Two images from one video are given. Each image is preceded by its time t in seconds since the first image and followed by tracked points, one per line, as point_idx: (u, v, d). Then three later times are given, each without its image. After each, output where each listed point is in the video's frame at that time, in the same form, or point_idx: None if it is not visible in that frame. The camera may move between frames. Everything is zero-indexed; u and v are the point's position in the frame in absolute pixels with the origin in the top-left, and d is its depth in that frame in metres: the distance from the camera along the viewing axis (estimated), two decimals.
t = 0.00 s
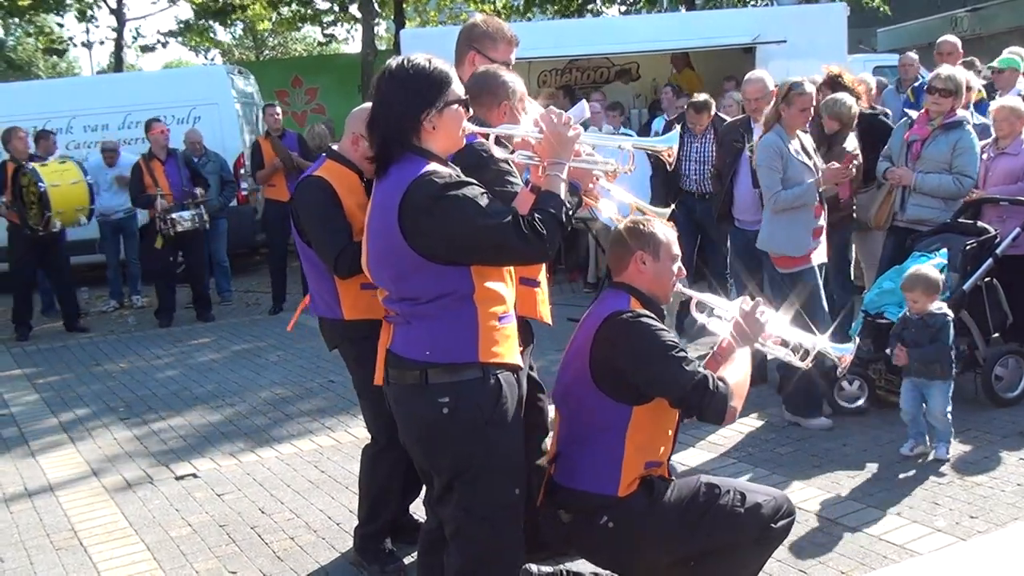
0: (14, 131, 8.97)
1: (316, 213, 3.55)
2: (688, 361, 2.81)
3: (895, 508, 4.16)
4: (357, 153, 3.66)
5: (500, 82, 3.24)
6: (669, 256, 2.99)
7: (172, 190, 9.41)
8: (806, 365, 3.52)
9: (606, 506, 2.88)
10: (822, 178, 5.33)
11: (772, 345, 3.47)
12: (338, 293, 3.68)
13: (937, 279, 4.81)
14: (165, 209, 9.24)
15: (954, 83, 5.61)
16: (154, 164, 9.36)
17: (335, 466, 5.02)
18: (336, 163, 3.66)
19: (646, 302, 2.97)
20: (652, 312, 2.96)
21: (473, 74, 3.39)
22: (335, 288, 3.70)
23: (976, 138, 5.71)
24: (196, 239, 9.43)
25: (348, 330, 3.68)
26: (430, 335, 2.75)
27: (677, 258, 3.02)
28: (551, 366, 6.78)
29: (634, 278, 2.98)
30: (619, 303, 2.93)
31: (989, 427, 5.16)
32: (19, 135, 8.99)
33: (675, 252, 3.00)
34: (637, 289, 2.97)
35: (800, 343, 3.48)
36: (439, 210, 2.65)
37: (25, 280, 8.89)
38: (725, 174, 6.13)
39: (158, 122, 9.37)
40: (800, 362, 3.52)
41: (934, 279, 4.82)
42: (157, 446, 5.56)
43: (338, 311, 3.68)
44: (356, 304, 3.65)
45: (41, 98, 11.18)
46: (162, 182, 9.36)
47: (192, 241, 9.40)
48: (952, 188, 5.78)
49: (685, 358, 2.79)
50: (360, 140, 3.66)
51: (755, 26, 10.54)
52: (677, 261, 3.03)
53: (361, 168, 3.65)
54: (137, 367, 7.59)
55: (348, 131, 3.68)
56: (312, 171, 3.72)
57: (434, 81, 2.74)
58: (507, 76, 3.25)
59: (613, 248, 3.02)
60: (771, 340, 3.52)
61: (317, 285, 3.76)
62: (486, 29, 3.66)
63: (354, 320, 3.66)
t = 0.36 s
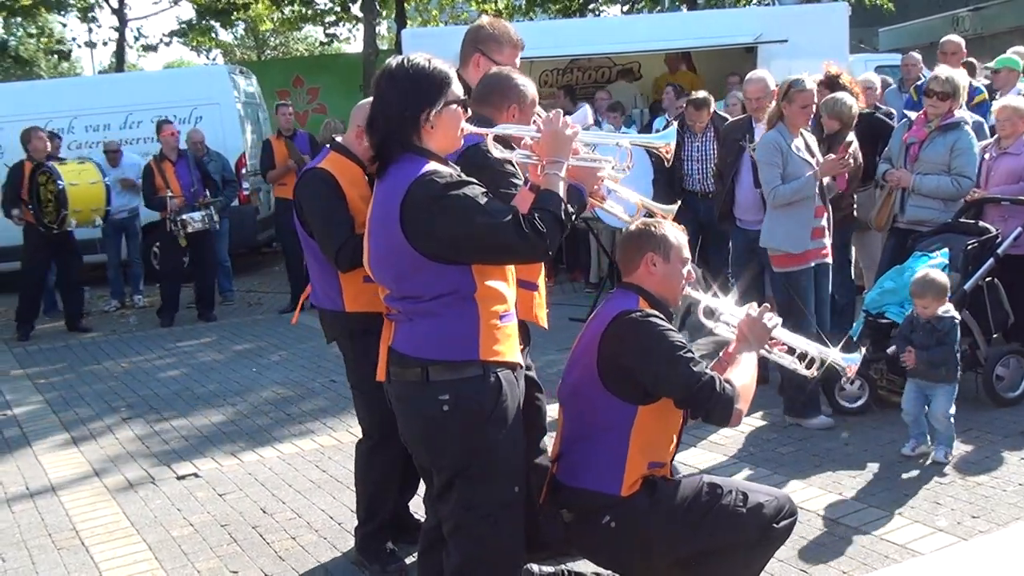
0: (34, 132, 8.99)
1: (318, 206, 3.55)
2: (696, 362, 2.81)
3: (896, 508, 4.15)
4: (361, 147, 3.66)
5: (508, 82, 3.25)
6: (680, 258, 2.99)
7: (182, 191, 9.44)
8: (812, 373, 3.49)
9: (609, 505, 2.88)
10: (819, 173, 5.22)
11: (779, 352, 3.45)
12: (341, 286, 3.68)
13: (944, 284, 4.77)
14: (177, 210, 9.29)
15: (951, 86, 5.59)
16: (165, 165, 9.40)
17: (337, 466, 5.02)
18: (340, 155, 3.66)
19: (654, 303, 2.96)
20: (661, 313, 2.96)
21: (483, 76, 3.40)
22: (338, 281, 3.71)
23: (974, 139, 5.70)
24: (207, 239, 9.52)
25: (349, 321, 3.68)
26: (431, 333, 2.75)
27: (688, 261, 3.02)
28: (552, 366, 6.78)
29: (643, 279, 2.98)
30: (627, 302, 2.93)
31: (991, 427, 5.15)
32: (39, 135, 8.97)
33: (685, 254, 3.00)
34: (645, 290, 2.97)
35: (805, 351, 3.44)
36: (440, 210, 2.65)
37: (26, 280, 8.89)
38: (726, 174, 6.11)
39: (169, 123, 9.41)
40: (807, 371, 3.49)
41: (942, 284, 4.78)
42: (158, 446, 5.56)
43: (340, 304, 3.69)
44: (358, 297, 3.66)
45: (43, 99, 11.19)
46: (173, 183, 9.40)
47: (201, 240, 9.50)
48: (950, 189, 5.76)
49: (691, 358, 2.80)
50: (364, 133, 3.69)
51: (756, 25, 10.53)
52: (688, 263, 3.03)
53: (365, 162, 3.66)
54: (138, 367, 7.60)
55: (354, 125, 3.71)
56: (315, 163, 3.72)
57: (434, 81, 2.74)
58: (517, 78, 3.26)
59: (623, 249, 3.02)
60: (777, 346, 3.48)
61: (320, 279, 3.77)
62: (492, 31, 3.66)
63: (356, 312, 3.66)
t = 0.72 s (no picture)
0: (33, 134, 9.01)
1: (315, 207, 3.55)
2: (698, 365, 2.81)
3: (897, 507, 4.15)
4: (359, 145, 3.65)
5: (510, 82, 3.25)
6: (687, 259, 2.99)
7: (179, 190, 9.43)
8: (815, 378, 3.46)
9: (610, 503, 2.88)
10: (821, 166, 5.17)
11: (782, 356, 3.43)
12: (335, 286, 3.69)
13: (945, 283, 4.80)
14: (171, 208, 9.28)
15: (948, 84, 5.60)
16: (163, 163, 9.41)
17: (337, 466, 5.02)
18: (338, 156, 3.66)
19: (660, 304, 2.96)
20: (666, 314, 2.96)
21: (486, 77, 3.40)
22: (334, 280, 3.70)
23: (973, 136, 5.70)
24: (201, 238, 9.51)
25: (345, 321, 3.67)
26: (429, 329, 2.75)
27: (695, 263, 3.02)
28: (552, 365, 6.77)
29: (650, 279, 2.98)
30: (632, 303, 2.92)
31: (992, 426, 5.15)
32: (37, 137, 8.98)
33: (692, 255, 3.00)
34: (651, 291, 2.97)
35: (808, 357, 3.42)
36: (438, 208, 2.65)
37: (27, 279, 8.89)
38: (726, 174, 6.13)
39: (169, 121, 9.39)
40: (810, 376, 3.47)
41: (944, 283, 4.81)
42: (159, 446, 5.56)
43: (335, 303, 3.68)
44: (354, 297, 3.66)
45: (45, 99, 11.20)
46: (170, 182, 9.39)
47: (197, 239, 9.47)
48: (949, 187, 5.76)
49: (693, 359, 2.80)
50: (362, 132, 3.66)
51: (756, 24, 10.53)
52: (694, 265, 3.03)
53: (362, 161, 3.66)
54: (139, 366, 7.59)
55: (350, 122, 3.67)
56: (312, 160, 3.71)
57: (432, 80, 2.75)
58: (521, 79, 3.26)
59: (631, 250, 3.01)
60: (782, 353, 3.46)
61: (316, 276, 3.77)
62: (493, 30, 3.65)
63: (351, 311, 3.66)
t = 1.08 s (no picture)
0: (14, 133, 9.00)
1: (304, 206, 3.48)
2: (702, 366, 2.80)
3: (898, 507, 4.15)
4: (330, 138, 3.67)
5: (508, 83, 3.26)
6: (692, 260, 2.98)
7: (168, 191, 9.44)
8: (819, 377, 3.46)
9: (611, 503, 2.88)
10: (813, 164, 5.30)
11: (786, 357, 3.44)
12: (320, 286, 3.63)
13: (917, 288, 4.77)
14: (155, 211, 9.27)
15: (948, 83, 5.62)
16: (154, 163, 9.42)
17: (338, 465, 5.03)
18: (312, 155, 3.63)
19: (664, 304, 2.96)
20: (670, 314, 2.96)
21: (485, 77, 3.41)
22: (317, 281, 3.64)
23: (974, 136, 5.69)
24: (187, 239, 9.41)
25: (329, 326, 3.60)
26: (422, 327, 2.75)
27: (700, 263, 3.01)
28: (553, 365, 6.77)
29: (656, 280, 2.97)
30: (637, 302, 2.92)
31: (993, 426, 5.14)
32: (20, 136, 9.02)
33: (696, 256, 3.00)
34: (657, 291, 2.97)
35: (812, 357, 3.43)
36: (431, 206, 2.65)
37: (27, 279, 8.89)
38: (727, 174, 6.11)
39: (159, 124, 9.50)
40: (814, 376, 3.47)
41: (921, 289, 4.78)
42: (159, 445, 5.57)
43: (320, 305, 3.62)
44: (340, 297, 3.61)
45: (45, 100, 11.20)
46: (159, 184, 9.40)
47: (184, 243, 9.39)
48: (952, 187, 5.75)
49: (693, 359, 2.80)
50: (334, 125, 3.68)
51: (757, 24, 10.53)
52: (700, 265, 3.02)
53: (336, 155, 3.69)
54: (139, 367, 7.60)
55: (318, 117, 3.70)
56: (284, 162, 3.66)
57: (429, 79, 2.75)
58: (517, 79, 3.27)
59: (635, 250, 3.01)
60: (786, 353, 3.47)
61: (299, 280, 3.66)
62: (486, 25, 3.65)
63: (336, 313, 3.61)
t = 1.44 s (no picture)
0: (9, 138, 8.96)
1: (277, 207, 3.44)
2: (703, 368, 2.80)
3: (899, 507, 4.15)
4: (290, 142, 3.66)
5: (506, 82, 3.26)
6: (693, 259, 2.97)
7: (163, 192, 9.46)
8: (820, 376, 3.45)
9: (611, 503, 2.87)
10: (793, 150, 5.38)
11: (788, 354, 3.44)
12: (293, 289, 3.58)
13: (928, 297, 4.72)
14: (149, 211, 9.26)
15: (953, 84, 5.62)
16: (149, 163, 9.46)
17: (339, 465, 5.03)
18: (275, 161, 3.63)
19: (665, 304, 2.96)
20: (670, 314, 2.95)
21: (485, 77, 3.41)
22: (292, 283, 3.58)
23: (977, 137, 5.69)
24: (182, 241, 9.41)
25: (305, 330, 3.58)
26: (421, 326, 2.75)
27: (701, 262, 3.01)
28: (554, 365, 6.77)
29: (656, 279, 2.98)
30: (639, 303, 2.92)
31: (995, 426, 5.14)
32: (15, 139, 8.98)
33: (698, 254, 2.99)
34: (657, 290, 2.97)
35: (814, 355, 3.43)
36: (430, 206, 2.65)
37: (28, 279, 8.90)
38: (728, 173, 6.10)
39: (157, 124, 9.43)
40: (815, 374, 3.47)
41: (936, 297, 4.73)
42: (160, 445, 5.57)
43: (294, 307, 3.57)
44: (315, 298, 3.58)
45: (47, 100, 11.20)
46: (154, 185, 9.43)
47: (180, 244, 9.38)
48: (953, 188, 5.76)
49: (691, 358, 2.79)
50: (292, 129, 3.65)
51: (759, 24, 10.54)
52: (702, 265, 3.02)
53: (297, 159, 3.70)
54: (139, 366, 7.60)
55: (277, 121, 3.66)
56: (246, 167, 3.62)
57: (429, 80, 2.75)
58: (514, 78, 3.28)
59: (636, 249, 3.01)
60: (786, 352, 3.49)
61: (273, 283, 3.60)
62: (486, 25, 3.66)
63: (314, 316, 3.58)
